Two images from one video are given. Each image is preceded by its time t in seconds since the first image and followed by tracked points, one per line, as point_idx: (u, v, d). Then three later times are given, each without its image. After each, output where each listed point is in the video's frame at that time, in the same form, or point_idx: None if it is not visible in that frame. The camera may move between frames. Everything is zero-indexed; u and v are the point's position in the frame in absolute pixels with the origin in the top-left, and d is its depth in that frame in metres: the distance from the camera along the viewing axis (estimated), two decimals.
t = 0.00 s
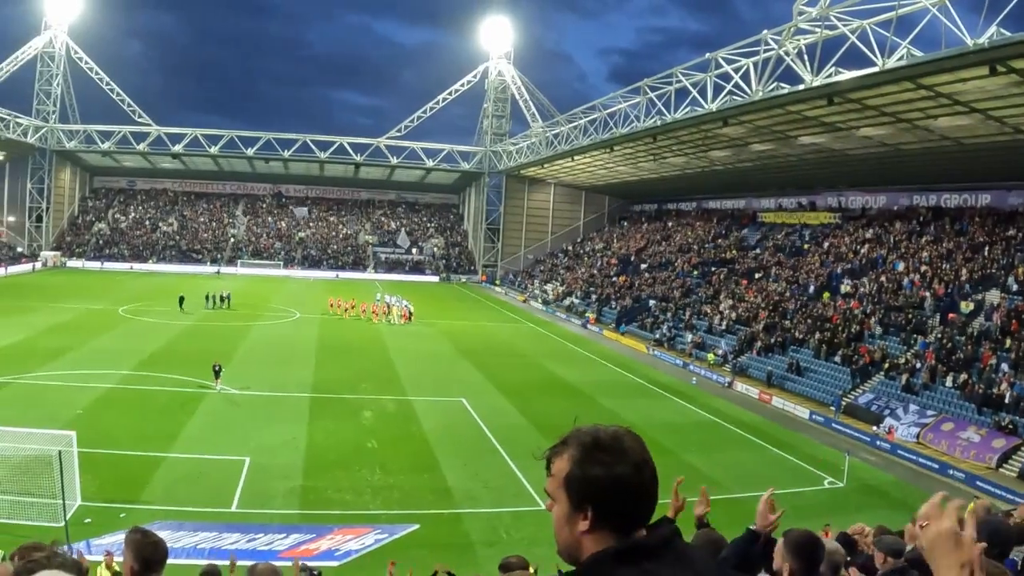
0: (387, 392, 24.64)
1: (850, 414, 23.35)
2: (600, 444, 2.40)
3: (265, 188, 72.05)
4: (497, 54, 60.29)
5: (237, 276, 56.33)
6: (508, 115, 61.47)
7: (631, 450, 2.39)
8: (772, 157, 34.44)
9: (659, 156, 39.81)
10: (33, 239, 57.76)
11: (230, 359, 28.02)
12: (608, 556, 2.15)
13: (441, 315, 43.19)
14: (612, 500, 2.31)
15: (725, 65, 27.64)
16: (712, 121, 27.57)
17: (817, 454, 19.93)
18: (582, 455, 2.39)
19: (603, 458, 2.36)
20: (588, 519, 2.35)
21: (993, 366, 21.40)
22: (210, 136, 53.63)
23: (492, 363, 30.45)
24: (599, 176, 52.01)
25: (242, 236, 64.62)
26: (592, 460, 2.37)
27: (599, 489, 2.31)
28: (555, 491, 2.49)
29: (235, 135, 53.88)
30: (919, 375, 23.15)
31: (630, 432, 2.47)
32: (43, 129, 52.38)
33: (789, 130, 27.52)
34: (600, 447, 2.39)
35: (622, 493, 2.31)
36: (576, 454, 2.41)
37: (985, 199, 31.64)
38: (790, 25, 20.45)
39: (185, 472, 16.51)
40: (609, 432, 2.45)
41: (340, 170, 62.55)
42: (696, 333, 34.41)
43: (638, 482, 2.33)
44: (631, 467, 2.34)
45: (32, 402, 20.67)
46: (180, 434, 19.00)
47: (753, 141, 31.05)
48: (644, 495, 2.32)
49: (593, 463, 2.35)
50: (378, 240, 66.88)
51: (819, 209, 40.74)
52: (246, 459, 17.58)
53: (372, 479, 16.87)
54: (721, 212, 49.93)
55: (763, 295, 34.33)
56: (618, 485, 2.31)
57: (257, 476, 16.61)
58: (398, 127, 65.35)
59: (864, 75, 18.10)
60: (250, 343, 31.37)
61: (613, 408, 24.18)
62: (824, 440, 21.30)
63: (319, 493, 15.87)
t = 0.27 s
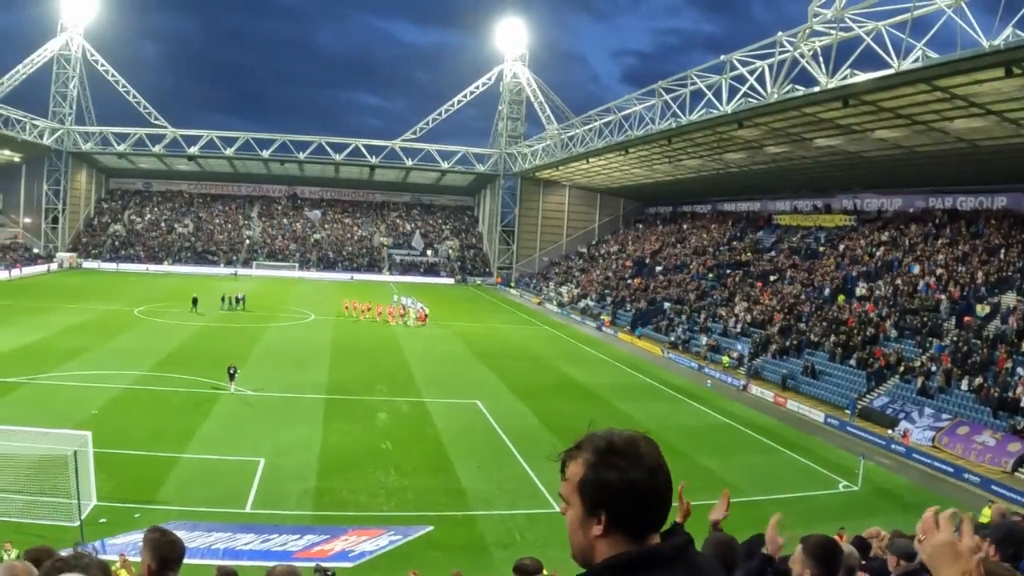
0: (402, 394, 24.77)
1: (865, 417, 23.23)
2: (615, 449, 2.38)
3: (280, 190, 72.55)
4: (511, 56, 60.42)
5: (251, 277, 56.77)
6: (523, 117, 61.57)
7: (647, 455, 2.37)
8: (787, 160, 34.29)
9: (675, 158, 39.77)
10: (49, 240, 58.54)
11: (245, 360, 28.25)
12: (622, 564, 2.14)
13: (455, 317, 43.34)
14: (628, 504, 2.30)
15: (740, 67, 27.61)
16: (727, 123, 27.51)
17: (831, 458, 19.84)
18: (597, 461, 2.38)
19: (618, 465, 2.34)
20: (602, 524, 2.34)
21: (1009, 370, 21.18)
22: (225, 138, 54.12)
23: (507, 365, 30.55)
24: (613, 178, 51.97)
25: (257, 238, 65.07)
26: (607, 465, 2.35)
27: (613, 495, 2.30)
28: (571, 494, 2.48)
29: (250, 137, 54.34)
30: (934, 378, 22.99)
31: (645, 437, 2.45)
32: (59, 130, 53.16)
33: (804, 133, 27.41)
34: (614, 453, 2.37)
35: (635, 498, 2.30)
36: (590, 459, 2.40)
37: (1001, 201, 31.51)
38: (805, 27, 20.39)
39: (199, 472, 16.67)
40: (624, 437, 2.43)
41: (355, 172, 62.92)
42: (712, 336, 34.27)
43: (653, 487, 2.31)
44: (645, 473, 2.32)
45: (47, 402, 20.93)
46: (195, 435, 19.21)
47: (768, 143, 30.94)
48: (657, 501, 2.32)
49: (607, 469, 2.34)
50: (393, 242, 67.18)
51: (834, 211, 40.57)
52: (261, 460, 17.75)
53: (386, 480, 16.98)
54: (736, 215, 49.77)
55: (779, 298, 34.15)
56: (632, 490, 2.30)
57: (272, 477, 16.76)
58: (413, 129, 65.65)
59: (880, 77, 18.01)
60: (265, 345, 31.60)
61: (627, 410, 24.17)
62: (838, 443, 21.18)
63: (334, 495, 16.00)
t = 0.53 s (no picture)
0: (420, 392, 24.97)
1: (884, 419, 23.04)
2: (632, 446, 2.38)
3: (300, 189, 73.18)
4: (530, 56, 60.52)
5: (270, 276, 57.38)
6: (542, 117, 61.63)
7: (663, 450, 2.37)
8: (806, 159, 34.05)
9: (694, 158, 39.66)
10: (70, 239, 59.53)
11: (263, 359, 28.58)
12: (642, 563, 2.15)
13: (473, 316, 43.51)
14: (645, 501, 2.30)
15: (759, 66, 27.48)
16: (746, 123, 27.39)
17: (849, 459, 19.75)
18: (614, 458, 2.38)
19: (635, 462, 2.34)
20: (622, 520, 2.34)
21: None
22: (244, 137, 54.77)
23: (524, 364, 30.69)
24: (632, 177, 51.86)
25: (277, 236, 65.70)
26: (624, 462, 2.35)
27: (632, 492, 2.30)
28: (590, 491, 2.49)
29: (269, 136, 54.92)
30: (954, 379, 22.78)
31: (661, 433, 2.45)
32: (80, 130, 54.12)
33: (823, 132, 27.24)
34: (631, 450, 2.37)
35: (653, 494, 2.30)
36: (607, 457, 2.41)
37: None
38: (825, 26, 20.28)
39: (218, 470, 16.97)
40: (639, 434, 2.43)
41: (374, 171, 63.36)
42: (730, 336, 34.10)
43: (670, 483, 2.31)
44: (661, 468, 2.32)
45: (69, 399, 21.35)
46: (215, 433, 19.52)
47: (787, 142, 30.77)
48: (674, 497, 2.31)
49: (624, 466, 2.34)
50: (412, 241, 67.54)
51: (854, 211, 40.31)
52: (280, 458, 18.01)
53: (405, 479, 17.17)
54: (755, 214, 49.51)
55: (798, 298, 33.91)
56: (650, 486, 2.30)
57: (291, 475, 17.00)
58: (432, 128, 66.00)
59: (900, 76, 17.88)
60: (285, 344, 31.94)
61: (646, 410, 24.18)
62: (857, 444, 21.06)
63: (353, 493, 16.21)
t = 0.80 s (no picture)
0: (434, 394, 25.07)
1: (898, 421, 22.86)
2: (640, 443, 2.23)
3: (314, 191, 73.67)
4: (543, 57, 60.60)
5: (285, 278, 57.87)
6: (556, 118, 61.68)
7: (671, 450, 2.21)
8: (820, 160, 33.87)
9: (708, 159, 39.58)
10: (84, 240, 60.37)
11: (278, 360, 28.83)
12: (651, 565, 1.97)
13: (486, 318, 43.66)
14: (655, 501, 2.13)
15: (773, 67, 27.39)
16: (761, 124, 27.30)
17: (863, 462, 19.60)
18: (621, 458, 2.22)
19: (645, 459, 2.18)
20: (633, 525, 2.16)
21: None
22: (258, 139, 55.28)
23: (537, 366, 30.75)
24: (646, 178, 51.79)
25: (291, 238, 66.19)
26: (631, 461, 2.20)
27: (640, 493, 2.14)
28: (599, 496, 2.32)
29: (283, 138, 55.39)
30: (969, 381, 22.60)
31: (669, 433, 2.29)
32: (94, 132, 54.97)
33: (837, 133, 27.10)
34: (640, 449, 2.22)
35: (664, 495, 2.13)
36: (614, 459, 2.25)
37: None
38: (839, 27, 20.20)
39: (233, 470, 17.17)
40: (646, 434, 2.28)
41: (387, 173, 63.70)
42: (744, 338, 33.94)
43: (679, 483, 2.14)
44: (671, 466, 2.16)
45: (85, 400, 21.63)
46: (229, 434, 19.76)
47: (801, 144, 30.60)
48: (684, 497, 2.15)
49: (635, 463, 2.18)
50: (425, 243, 67.84)
51: (868, 213, 40.05)
52: (294, 459, 18.19)
53: (419, 480, 17.27)
54: (769, 216, 49.32)
55: (812, 300, 33.71)
56: (659, 487, 2.13)
57: (305, 476, 17.17)
58: (445, 131, 66.28)
59: (914, 77, 17.78)
60: (300, 345, 32.22)
61: (660, 412, 24.11)
62: (871, 447, 20.91)
63: (366, 494, 16.33)
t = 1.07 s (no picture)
0: (443, 395, 25.18)
1: (907, 423, 22.75)
2: (640, 449, 2.27)
3: (324, 192, 73.94)
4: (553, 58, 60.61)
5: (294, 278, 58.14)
6: (565, 119, 61.70)
7: (670, 455, 2.26)
8: (829, 161, 33.77)
9: (717, 160, 39.52)
10: (94, 240, 60.98)
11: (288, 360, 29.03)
12: (649, 565, 2.01)
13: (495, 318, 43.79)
14: (652, 507, 2.17)
15: (783, 68, 27.34)
16: (770, 125, 27.25)
17: (873, 463, 19.55)
18: (621, 463, 2.27)
19: (645, 464, 2.22)
20: (631, 528, 2.20)
21: None
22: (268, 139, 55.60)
23: (546, 366, 30.81)
24: (655, 179, 51.74)
25: (301, 239, 66.47)
26: (631, 466, 2.24)
27: (639, 496, 2.18)
28: (600, 500, 2.36)
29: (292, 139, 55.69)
30: (978, 382, 22.50)
31: (668, 439, 2.33)
32: (104, 132, 55.57)
33: (847, 134, 27.02)
34: (640, 454, 2.26)
35: (661, 499, 2.17)
36: (614, 463, 2.29)
37: None
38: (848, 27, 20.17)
39: (241, 470, 17.31)
40: (647, 439, 2.32)
41: (397, 173, 63.88)
42: (754, 339, 33.85)
43: (678, 488, 2.19)
44: (669, 471, 2.20)
45: (95, 399, 21.86)
46: (239, 433, 19.94)
47: (811, 145, 30.52)
48: (682, 502, 2.18)
49: (633, 467, 2.23)
50: (435, 244, 67.98)
51: (878, 214, 39.89)
52: (303, 458, 18.33)
53: (428, 480, 17.37)
54: (778, 217, 49.20)
55: (822, 301, 33.60)
56: (658, 491, 2.17)
57: (314, 475, 17.31)
58: (454, 131, 66.40)
59: (924, 77, 17.75)
60: (310, 345, 32.39)
61: (670, 413, 24.11)
62: (880, 448, 20.86)
63: (375, 494, 16.45)
